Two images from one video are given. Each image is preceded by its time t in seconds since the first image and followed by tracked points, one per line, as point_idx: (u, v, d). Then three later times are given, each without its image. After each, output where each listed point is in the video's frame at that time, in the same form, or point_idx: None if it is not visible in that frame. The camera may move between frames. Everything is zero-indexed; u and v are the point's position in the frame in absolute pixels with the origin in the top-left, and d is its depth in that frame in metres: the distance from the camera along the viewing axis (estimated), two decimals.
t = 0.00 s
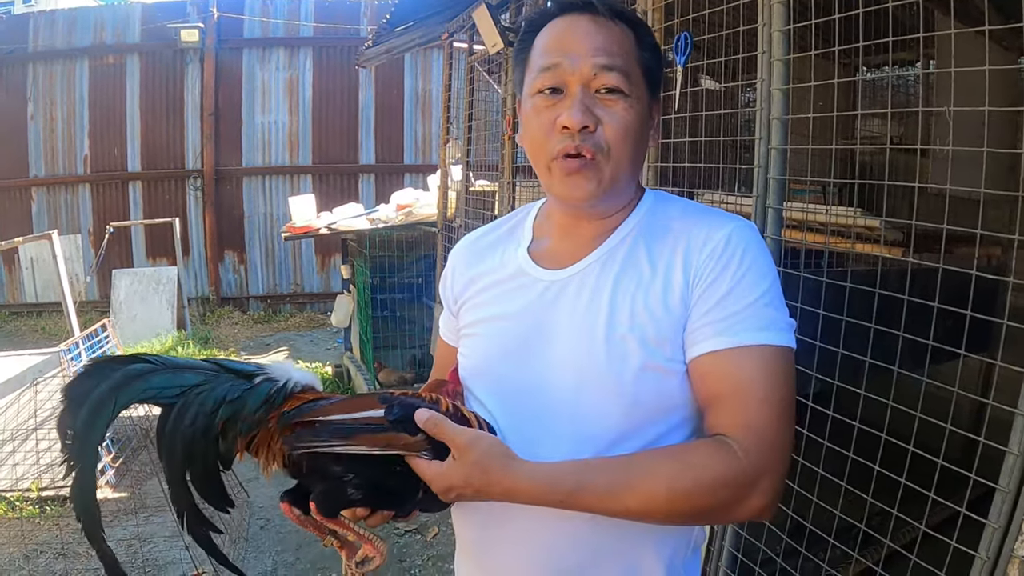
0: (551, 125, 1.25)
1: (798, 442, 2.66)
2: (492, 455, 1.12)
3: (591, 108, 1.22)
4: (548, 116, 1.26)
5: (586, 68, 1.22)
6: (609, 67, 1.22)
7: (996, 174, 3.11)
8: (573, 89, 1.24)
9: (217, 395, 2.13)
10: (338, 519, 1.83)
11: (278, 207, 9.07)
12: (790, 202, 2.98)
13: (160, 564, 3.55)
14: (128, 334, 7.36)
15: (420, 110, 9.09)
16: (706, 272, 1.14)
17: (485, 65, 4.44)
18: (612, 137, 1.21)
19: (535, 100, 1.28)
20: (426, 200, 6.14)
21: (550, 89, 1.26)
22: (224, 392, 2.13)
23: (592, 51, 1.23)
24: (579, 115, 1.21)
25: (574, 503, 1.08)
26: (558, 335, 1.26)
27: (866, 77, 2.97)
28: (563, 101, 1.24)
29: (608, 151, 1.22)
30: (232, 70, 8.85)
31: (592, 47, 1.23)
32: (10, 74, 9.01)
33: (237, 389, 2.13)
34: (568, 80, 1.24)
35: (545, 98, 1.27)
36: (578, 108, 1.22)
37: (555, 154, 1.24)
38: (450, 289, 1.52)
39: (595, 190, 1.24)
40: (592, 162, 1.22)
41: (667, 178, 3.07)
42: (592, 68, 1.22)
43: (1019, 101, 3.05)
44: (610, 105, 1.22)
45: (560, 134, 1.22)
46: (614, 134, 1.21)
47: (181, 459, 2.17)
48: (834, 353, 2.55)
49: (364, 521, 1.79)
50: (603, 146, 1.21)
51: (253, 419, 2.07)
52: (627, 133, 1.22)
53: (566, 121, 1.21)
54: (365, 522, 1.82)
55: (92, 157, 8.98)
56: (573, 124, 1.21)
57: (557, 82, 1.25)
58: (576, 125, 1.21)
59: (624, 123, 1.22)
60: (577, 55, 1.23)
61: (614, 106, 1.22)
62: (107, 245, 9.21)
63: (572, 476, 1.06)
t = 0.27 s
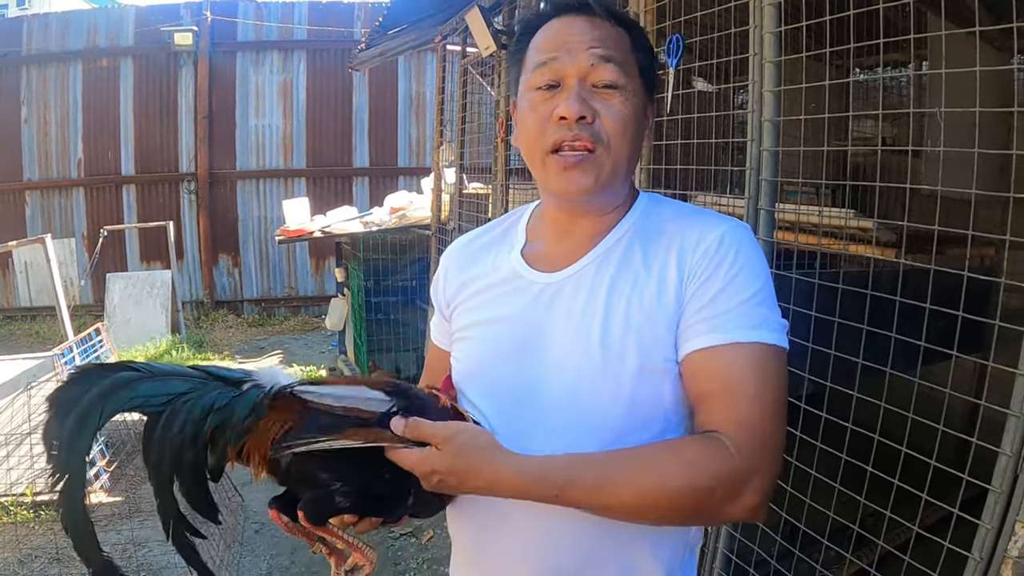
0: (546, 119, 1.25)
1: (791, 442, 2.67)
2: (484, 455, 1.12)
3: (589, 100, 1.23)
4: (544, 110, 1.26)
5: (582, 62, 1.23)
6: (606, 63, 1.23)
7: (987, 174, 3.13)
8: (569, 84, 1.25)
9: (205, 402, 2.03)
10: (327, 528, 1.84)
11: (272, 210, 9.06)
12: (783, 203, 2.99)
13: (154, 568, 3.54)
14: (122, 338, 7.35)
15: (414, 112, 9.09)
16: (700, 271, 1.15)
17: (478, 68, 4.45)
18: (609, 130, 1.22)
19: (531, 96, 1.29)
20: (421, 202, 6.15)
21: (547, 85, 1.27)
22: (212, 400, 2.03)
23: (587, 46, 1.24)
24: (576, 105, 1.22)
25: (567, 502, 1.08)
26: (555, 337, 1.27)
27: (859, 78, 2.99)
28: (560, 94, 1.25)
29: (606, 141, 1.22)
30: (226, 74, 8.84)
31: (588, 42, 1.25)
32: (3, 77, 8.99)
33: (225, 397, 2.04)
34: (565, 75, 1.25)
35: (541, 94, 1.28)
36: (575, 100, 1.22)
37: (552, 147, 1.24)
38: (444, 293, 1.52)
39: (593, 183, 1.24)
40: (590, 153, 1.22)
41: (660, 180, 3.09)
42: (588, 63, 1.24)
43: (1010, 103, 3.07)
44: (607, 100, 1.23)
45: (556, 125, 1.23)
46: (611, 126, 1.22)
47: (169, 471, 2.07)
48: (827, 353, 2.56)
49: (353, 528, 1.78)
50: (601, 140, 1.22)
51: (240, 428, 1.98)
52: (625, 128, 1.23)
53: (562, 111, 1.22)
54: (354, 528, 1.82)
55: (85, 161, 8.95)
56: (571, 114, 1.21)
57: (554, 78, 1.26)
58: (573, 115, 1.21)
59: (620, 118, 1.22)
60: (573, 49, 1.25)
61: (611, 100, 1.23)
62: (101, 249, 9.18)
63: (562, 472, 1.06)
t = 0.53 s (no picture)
0: (552, 127, 1.26)
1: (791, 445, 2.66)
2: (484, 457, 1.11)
3: (594, 109, 1.23)
4: (549, 118, 1.27)
5: (589, 72, 1.22)
6: (612, 72, 1.23)
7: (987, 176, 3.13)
8: (575, 92, 1.24)
9: (203, 418, 2.07)
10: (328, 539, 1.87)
11: (273, 213, 9.07)
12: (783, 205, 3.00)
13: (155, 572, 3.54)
14: (123, 341, 7.35)
15: (414, 115, 9.10)
16: (695, 267, 1.14)
17: (479, 71, 4.46)
18: (614, 139, 1.22)
19: (536, 102, 1.29)
20: (422, 205, 6.15)
21: (552, 91, 1.26)
22: (211, 418, 2.07)
23: (594, 56, 1.24)
24: (582, 115, 1.22)
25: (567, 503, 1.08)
26: (557, 339, 1.27)
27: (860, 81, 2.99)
28: (565, 103, 1.25)
29: (610, 150, 1.23)
30: (226, 77, 8.86)
31: (593, 51, 1.24)
32: (4, 80, 9.00)
33: (223, 413, 2.08)
34: (570, 84, 1.25)
35: (546, 101, 1.27)
36: (580, 110, 1.22)
37: (558, 156, 1.25)
38: (449, 298, 1.52)
39: (596, 188, 1.24)
40: (596, 159, 1.23)
41: (660, 182, 3.09)
42: (595, 72, 1.23)
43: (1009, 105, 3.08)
44: (613, 108, 1.23)
45: (562, 134, 1.23)
46: (616, 135, 1.22)
47: (172, 493, 2.06)
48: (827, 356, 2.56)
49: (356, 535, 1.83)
50: (605, 148, 1.23)
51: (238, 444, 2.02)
52: (630, 136, 1.23)
53: (568, 122, 1.22)
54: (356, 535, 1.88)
55: (86, 164, 8.96)
56: (576, 124, 1.21)
57: (559, 85, 1.26)
58: (579, 125, 1.21)
59: (626, 126, 1.23)
60: (580, 57, 1.24)
61: (617, 109, 1.23)
62: (102, 252, 9.19)
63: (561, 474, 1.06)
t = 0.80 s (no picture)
0: (554, 127, 1.25)
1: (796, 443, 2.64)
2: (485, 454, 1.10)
3: (597, 109, 1.22)
4: (552, 116, 1.26)
5: (592, 71, 1.21)
6: (616, 73, 1.21)
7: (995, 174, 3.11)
8: (579, 91, 1.23)
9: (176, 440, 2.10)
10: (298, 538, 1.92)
11: (279, 209, 9.08)
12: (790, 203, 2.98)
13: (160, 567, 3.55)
14: (129, 337, 7.37)
15: (420, 112, 9.09)
16: (689, 262, 1.11)
17: (485, 68, 4.45)
18: (615, 141, 1.22)
19: (540, 100, 1.28)
20: (427, 202, 6.15)
21: (556, 90, 1.26)
22: (184, 438, 2.10)
23: (599, 55, 1.22)
24: (584, 116, 1.21)
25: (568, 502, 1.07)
26: (554, 336, 1.26)
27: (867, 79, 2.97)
28: (569, 102, 1.24)
29: (610, 152, 1.23)
30: (233, 73, 8.87)
31: (599, 49, 1.22)
32: (12, 77, 9.03)
33: (194, 433, 2.10)
34: (575, 82, 1.24)
35: (550, 99, 1.27)
36: (582, 111, 1.22)
37: (558, 155, 1.24)
38: (459, 295, 1.53)
39: (594, 191, 1.24)
40: (595, 161, 1.23)
41: (666, 180, 3.08)
42: (599, 72, 1.22)
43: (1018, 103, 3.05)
44: (616, 109, 1.22)
45: (564, 134, 1.23)
46: (617, 137, 1.22)
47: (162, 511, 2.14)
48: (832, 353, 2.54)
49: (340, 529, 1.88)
50: (605, 150, 1.22)
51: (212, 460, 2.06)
52: (631, 138, 1.23)
53: (569, 122, 1.22)
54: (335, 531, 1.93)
55: (93, 160, 8.99)
56: (578, 125, 1.21)
57: (564, 84, 1.25)
58: (580, 126, 1.21)
59: (628, 128, 1.22)
60: (584, 56, 1.23)
61: (620, 110, 1.22)
62: (109, 248, 9.22)
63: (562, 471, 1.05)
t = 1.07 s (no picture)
0: (546, 129, 1.26)
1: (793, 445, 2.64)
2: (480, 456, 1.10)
3: (589, 112, 1.22)
4: (545, 119, 1.27)
5: (585, 74, 1.22)
6: (609, 77, 1.22)
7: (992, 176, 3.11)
8: (572, 94, 1.24)
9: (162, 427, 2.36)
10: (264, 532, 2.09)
11: (279, 211, 9.08)
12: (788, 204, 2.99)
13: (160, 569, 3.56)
14: (129, 338, 7.38)
15: (420, 114, 9.10)
16: (680, 267, 1.11)
17: (484, 70, 4.46)
18: (607, 143, 1.22)
19: (535, 102, 1.29)
20: (426, 203, 6.15)
21: (550, 92, 1.26)
22: (166, 427, 2.36)
23: (593, 58, 1.23)
24: (575, 119, 1.21)
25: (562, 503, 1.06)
26: (545, 339, 1.26)
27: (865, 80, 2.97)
28: (562, 105, 1.25)
29: (604, 155, 1.23)
30: (232, 75, 8.88)
31: (593, 53, 1.23)
32: (11, 78, 9.03)
33: (176, 423, 2.34)
34: (568, 85, 1.24)
35: (544, 102, 1.27)
36: (574, 113, 1.22)
37: (550, 158, 1.25)
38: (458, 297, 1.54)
39: (587, 195, 1.25)
40: (588, 164, 1.23)
41: (665, 181, 3.09)
42: (592, 75, 1.22)
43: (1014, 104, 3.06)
44: (608, 112, 1.22)
45: (556, 136, 1.23)
46: (609, 139, 1.22)
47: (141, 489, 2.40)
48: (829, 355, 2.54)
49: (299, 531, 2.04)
50: (598, 153, 1.22)
51: (187, 451, 2.30)
52: (624, 140, 1.23)
53: (561, 124, 1.22)
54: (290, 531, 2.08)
55: (93, 161, 8.99)
56: (569, 127, 1.21)
57: (557, 86, 1.25)
58: (571, 129, 1.21)
59: (621, 130, 1.22)
60: (577, 59, 1.23)
61: (612, 113, 1.22)
62: (108, 249, 9.23)
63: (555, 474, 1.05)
